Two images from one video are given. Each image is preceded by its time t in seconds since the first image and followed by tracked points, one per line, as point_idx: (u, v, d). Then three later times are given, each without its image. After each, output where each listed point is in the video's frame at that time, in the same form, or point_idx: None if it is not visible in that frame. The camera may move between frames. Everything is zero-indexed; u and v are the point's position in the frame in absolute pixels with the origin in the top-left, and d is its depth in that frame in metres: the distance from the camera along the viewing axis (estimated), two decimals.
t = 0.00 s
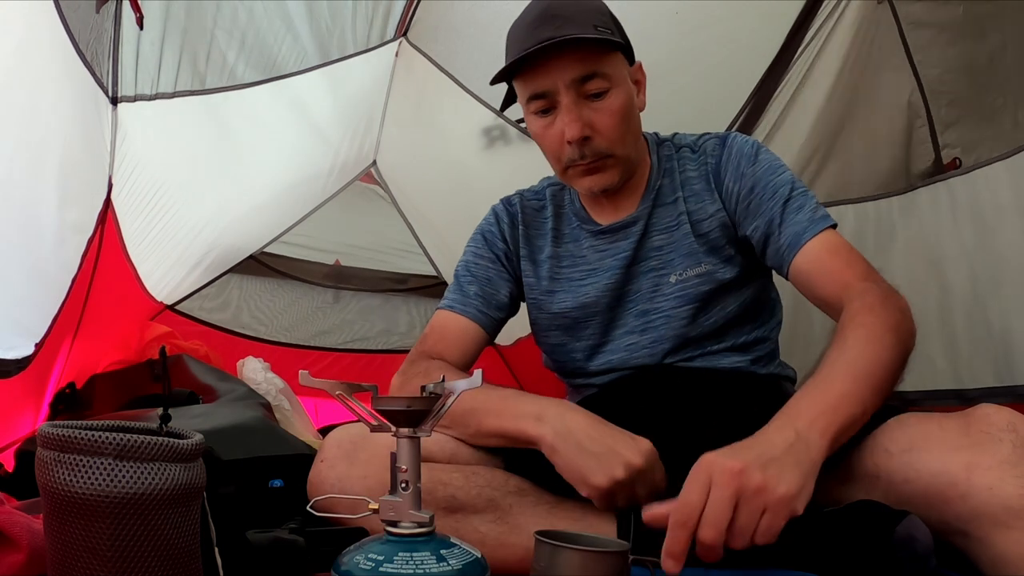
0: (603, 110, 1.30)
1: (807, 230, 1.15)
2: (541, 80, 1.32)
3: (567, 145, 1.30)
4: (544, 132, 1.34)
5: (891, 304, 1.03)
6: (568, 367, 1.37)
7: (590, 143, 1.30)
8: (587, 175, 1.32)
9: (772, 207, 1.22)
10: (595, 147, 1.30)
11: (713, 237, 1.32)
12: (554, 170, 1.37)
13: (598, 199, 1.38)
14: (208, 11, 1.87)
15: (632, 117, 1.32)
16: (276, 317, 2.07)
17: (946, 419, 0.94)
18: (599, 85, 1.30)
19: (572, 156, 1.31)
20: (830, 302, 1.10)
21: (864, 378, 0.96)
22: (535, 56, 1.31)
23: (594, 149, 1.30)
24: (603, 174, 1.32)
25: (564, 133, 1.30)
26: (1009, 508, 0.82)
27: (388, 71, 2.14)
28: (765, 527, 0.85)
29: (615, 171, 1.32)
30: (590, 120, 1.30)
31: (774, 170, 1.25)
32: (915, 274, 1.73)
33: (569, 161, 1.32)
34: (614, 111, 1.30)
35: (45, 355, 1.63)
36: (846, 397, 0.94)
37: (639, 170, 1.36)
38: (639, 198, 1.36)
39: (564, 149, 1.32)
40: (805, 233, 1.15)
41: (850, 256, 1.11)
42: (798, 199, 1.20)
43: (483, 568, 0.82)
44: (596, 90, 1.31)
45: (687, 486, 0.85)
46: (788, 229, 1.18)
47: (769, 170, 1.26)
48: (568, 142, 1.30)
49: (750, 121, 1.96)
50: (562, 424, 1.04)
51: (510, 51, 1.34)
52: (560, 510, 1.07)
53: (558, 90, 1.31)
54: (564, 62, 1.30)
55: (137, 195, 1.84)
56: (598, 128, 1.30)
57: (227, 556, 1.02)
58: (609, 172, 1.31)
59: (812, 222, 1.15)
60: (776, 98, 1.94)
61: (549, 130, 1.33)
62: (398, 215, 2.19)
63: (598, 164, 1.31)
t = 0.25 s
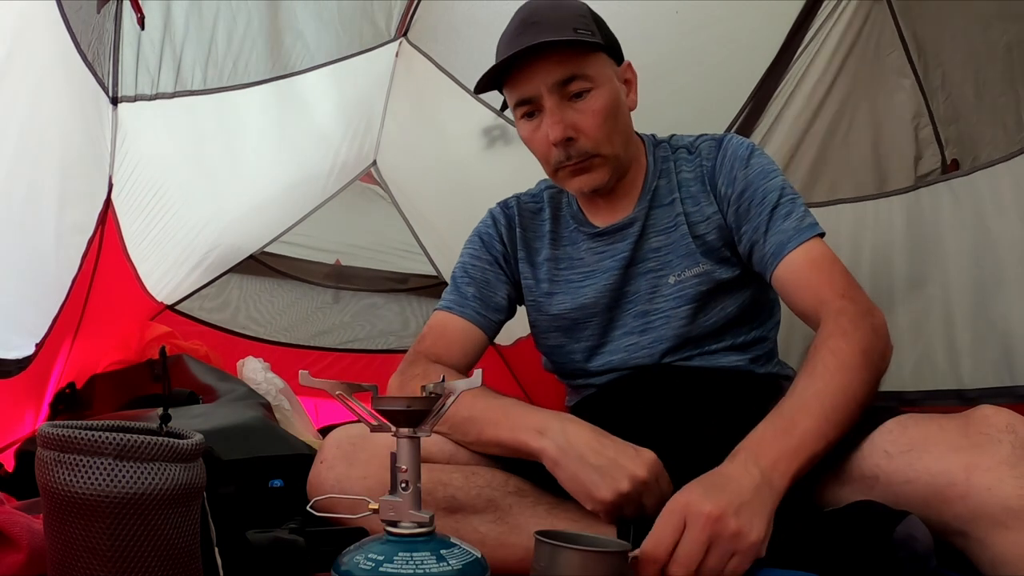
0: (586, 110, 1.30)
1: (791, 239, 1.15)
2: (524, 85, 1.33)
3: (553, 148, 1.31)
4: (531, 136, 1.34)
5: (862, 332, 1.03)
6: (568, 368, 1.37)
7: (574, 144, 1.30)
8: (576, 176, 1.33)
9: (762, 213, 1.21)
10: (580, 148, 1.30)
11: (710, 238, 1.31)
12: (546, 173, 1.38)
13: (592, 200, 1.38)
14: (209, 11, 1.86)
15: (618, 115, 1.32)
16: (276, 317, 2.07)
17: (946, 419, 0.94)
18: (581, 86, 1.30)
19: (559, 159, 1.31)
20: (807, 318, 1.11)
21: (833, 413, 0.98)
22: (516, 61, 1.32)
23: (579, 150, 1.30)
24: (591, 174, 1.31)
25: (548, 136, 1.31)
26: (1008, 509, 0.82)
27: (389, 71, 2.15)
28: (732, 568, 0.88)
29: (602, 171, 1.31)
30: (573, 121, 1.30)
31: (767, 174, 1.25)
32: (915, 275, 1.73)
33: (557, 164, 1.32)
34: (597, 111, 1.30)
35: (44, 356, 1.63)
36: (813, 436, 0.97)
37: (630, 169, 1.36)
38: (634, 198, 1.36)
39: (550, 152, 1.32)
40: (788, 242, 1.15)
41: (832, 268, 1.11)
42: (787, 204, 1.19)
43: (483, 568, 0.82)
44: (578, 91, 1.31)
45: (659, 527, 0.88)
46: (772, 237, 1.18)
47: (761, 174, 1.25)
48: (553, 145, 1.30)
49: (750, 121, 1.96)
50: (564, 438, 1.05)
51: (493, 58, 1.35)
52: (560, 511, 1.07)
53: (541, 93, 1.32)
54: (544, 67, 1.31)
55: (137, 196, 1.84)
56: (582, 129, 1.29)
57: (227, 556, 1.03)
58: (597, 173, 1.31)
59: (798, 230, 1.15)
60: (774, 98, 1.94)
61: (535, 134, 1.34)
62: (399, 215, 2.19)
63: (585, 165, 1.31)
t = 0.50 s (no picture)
0: (572, 114, 1.30)
1: (787, 238, 1.15)
2: (511, 91, 1.34)
3: (541, 152, 1.31)
4: (520, 141, 1.35)
5: (857, 330, 1.04)
6: (567, 370, 1.37)
7: (562, 148, 1.30)
8: (566, 180, 1.33)
9: (757, 213, 1.21)
10: (568, 151, 1.30)
11: (704, 237, 1.31)
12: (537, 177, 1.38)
13: (585, 202, 1.38)
14: (209, 11, 1.86)
15: (606, 117, 1.32)
16: (276, 317, 2.07)
17: (945, 419, 0.94)
18: (567, 90, 1.31)
19: (547, 163, 1.32)
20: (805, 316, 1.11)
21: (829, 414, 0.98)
22: (501, 67, 1.33)
23: (567, 153, 1.30)
24: (581, 177, 1.32)
25: (536, 141, 1.31)
26: (1007, 508, 0.82)
27: (389, 72, 2.14)
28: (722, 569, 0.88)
29: (591, 173, 1.31)
30: (560, 125, 1.30)
31: (761, 173, 1.25)
32: (915, 275, 1.73)
33: (546, 168, 1.33)
34: (583, 114, 1.30)
35: (44, 356, 1.63)
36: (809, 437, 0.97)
37: (621, 170, 1.36)
38: (627, 199, 1.36)
39: (539, 156, 1.33)
40: (784, 242, 1.15)
41: (829, 268, 1.12)
42: (781, 203, 1.19)
43: (483, 568, 0.82)
44: (564, 94, 1.31)
45: (662, 520, 0.88)
46: (767, 237, 1.18)
47: (755, 173, 1.25)
48: (541, 149, 1.31)
49: (751, 122, 1.96)
50: (561, 437, 1.05)
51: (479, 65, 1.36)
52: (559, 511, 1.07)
53: (527, 98, 1.33)
54: (530, 72, 1.31)
55: (137, 196, 1.84)
56: (570, 132, 1.30)
57: (227, 556, 1.03)
58: (587, 175, 1.31)
59: (793, 230, 1.15)
60: (775, 97, 1.94)
61: (524, 139, 1.34)
62: (399, 215, 2.19)
63: (574, 168, 1.31)
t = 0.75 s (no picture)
0: (568, 115, 1.30)
1: (790, 235, 1.14)
2: (507, 95, 1.34)
3: (538, 155, 1.31)
4: (518, 144, 1.35)
5: (862, 313, 1.04)
6: (566, 371, 1.37)
7: (559, 150, 1.30)
8: (564, 182, 1.33)
9: (759, 210, 1.20)
10: (565, 153, 1.30)
11: (703, 236, 1.31)
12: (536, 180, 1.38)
13: (584, 204, 1.38)
14: (209, 11, 1.85)
15: (602, 118, 1.32)
16: (276, 317, 2.07)
17: (945, 420, 0.94)
18: (563, 92, 1.31)
19: (545, 165, 1.32)
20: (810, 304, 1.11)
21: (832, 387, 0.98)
22: (496, 71, 1.33)
23: (565, 155, 1.30)
24: (579, 178, 1.32)
25: (533, 144, 1.31)
26: (1006, 509, 0.82)
27: (389, 72, 2.14)
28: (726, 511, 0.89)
29: (590, 175, 1.31)
30: (556, 127, 1.30)
31: (760, 171, 1.24)
32: (915, 275, 1.73)
33: (544, 171, 1.33)
34: (579, 116, 1.30)
35: (44, 356, 1.63)
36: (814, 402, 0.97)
37: (618, 171, 1.36)
38: (626, 200, 1.36)
39: (537, 159, 1.33)
40: (788, 238, 1.14)
41: (832, 260, 1.11)
42: (782, 200, 1.19)
43: (483, 568, 0.82)
44: (560, 97, 1.31)
45: (668, 458, 0.88)
46: (770, 233, 1.17)
47: (754, 170, 1.25)
48: (538, 152, 1.31)
49: (751, 121, 1.96)
50: (563, 437, 1.05)
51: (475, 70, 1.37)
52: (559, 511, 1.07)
53: (523, 102, 1.33)
54: (525, 75, 1.31)
55: (137, 197, 1.84)
56: (566, 134, 1.30)
57: (227, 556, 1.03)
58: (585, 176, 1.31)
59: (796, 227, 1.14)
60: (777, 95, 1.94)
61: (521, 143, 1.35)
62: (399, 215, 2.20)
63: (571, 170, 1.31)
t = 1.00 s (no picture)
0: (563, 118, 1.30)
1: (789, 218, 1.10)
2: (501, 100, 1.34)
3: (535, 159, 1.31)
4: (514, 148, 1.35)
5: (862, 269, 0.97)
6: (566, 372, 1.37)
7: (555, 153, 1.30)
8: (562, 184, 1.33)
9: (757, 200, 1.18)
10: (562, 155, 1.30)
11: (702, 232, 1.31)
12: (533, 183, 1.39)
13: (583, 205, 1.38)
14: (211, 10, 1.84)
15: (598, 119, 1.32)
16: (276, 317, 2.09)
17: (945, 420, 0.94)
18: (557, 95, 1.31)
19: (542, 168, 1.32)
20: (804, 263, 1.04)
21: (815, 301, 0.90)
22: (490, 76, 1.33)
23: (561, 158, 1.30)
24: (576, 180, 1.32)
25: (529, 148, 1.31)
26: (1006, 510, 0.82)
27: (389, 73, 2.15)
28: (691, 348, 0.76)
29: (587, 176, 1.31)
30: (552, 130, 1.30)
31: (757, 162, 1.23)
32: (914, 275, 1.73)
33: (541, 174, 1.33)
34: (574, 118, 1.30)
35: (44, 357, 1.62)
36: (796, 303, 0.88)
37: (616, 171, 1.36)
38: (624, 200, 1.37)
39: (534, 163, 1.33)
40: (786, 221, 1.10)
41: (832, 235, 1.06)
42: (780, 187, 1.16)
43: (483, 568, 0.82)
44: (554, 99, 1.31)
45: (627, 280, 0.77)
46: (769, 218, 1.13)
47: (751, 162, 1.23)
48: (534, 156, 1.31)
49: (751, 121, 1.97)
50: (565, 437, 1.06)
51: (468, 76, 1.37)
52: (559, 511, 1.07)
53: (517, 106, 1.33)
54: (518, 79, 1.31)
55: (137, 197, 1.83)
56: (562, 137, 1.29)
57: (227, 556, 1.02)
58: (582, 178, 1.31)
59: (795, 210, 1.11)
60: (776, 97, 1.94)
61: (517, 147, 1.35)
62: (399, 215, 2.23)
63: (568, 172, 1.31)
